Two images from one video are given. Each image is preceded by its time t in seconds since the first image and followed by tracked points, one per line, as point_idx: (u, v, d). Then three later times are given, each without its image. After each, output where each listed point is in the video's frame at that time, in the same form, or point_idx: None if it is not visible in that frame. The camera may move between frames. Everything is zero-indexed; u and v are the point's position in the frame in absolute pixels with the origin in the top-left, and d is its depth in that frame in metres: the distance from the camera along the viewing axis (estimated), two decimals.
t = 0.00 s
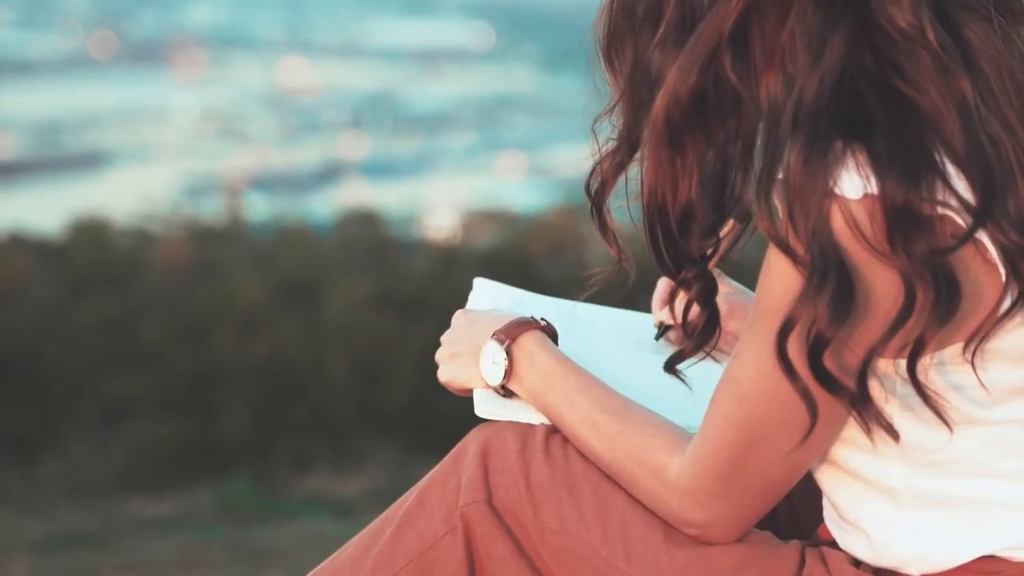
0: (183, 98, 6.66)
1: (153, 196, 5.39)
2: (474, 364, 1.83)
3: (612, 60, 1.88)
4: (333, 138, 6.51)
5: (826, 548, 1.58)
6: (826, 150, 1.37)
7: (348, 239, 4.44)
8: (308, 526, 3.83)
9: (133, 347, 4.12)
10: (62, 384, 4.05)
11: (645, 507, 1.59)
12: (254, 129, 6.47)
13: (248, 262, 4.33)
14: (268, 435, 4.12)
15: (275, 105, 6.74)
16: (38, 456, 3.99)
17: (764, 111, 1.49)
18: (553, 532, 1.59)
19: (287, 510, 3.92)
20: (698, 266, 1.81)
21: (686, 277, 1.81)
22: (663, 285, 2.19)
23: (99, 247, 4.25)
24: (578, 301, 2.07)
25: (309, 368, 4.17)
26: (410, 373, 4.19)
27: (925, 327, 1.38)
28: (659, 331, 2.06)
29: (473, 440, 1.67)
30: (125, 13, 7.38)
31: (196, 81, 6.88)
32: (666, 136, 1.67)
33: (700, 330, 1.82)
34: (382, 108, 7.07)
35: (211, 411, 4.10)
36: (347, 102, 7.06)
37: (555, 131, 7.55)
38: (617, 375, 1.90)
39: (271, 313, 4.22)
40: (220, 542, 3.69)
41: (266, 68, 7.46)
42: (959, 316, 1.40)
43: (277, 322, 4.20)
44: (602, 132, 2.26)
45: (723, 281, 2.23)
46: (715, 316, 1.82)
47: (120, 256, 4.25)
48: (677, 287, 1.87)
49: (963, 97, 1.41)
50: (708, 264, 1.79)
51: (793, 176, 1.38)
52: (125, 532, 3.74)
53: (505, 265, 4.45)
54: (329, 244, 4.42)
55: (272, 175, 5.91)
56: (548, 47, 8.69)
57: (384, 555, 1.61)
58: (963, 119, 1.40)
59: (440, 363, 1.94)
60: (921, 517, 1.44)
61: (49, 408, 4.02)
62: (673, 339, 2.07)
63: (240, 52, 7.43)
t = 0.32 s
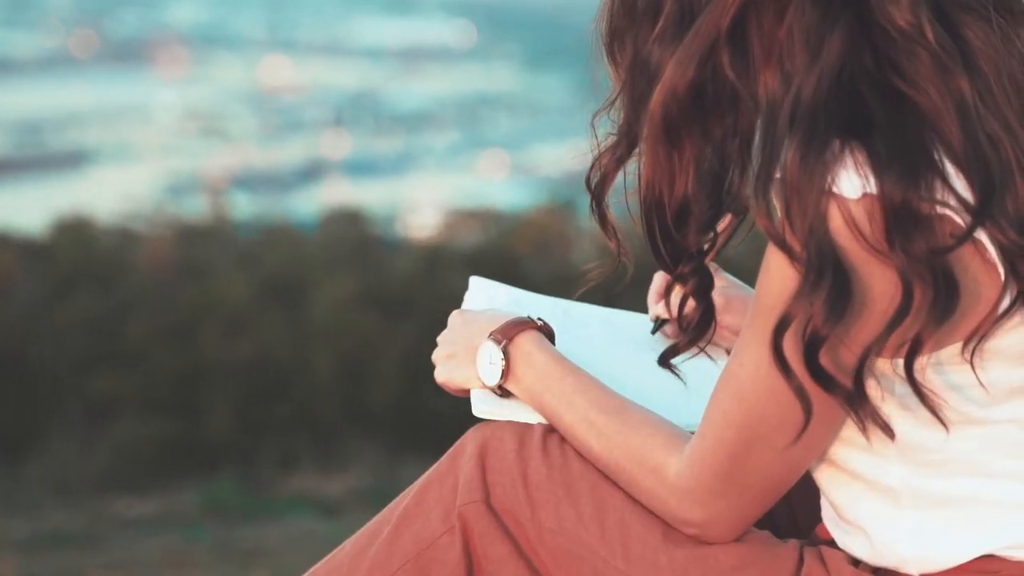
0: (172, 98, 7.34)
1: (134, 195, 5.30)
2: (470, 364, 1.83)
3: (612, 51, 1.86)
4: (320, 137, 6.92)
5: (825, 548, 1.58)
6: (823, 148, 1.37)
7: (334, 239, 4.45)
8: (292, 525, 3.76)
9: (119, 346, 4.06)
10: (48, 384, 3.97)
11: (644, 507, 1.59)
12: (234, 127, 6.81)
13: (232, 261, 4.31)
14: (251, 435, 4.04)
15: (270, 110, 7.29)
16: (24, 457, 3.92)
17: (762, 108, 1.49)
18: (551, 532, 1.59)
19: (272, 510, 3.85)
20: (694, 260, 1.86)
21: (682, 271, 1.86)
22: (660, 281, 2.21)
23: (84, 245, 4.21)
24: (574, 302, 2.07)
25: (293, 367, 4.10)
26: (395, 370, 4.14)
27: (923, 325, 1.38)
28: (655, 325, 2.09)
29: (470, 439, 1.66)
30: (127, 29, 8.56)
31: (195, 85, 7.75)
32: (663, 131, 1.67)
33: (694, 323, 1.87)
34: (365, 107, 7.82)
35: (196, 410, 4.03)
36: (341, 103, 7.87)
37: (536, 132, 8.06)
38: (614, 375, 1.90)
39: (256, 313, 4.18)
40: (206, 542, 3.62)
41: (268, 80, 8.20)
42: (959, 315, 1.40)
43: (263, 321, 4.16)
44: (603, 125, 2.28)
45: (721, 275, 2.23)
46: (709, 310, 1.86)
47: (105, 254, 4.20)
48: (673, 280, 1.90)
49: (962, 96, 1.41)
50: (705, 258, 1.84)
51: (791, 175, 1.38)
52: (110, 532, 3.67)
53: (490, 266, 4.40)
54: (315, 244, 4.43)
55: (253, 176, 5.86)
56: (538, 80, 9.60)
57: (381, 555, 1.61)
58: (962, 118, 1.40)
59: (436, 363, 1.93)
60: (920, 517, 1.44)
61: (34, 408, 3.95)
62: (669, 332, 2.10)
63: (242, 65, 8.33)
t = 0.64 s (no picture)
0: (153, 98, 6.16)
1: (116, 192, 5.11)
2: (465, 363, 1.82)
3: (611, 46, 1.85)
4: (298, 136, 6.17)
5: (820, 546, 1.58)
6: (818, 145, 1.37)
7: (318, 238, 4.28)
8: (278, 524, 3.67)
9: (104, 345, 3.94)
10: (32, 385, 3.86)
11: (640, 506, 1.59)
12: (218, 128, 6.00)
13: (217, 259, 4.16)
14: (235, 434, 3.93)
15: (241, 106, 6.29)
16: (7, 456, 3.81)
17: (758, 105, 1.49)
18: (546, 531, 1.58)
19: (257, 509, 3.75)
20: (690, 255, 1.86)
21: (678, 266, 1.87)
22: (651, 283, 2.22)
23: (67, 242, 4.04)
24: (567, 302, 2.07)
25: (279, 367, 3.99)
26: (382, 368, 4.04)
27: (919, 322, 1.38)
28: (645, 326, 2.10)
29: (465, 438, 1.65)
30: (109, 27, 6.70)
31: (168, 83, 6.37)
32: (658, 127, 1.68)
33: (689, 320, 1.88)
34: (348, 107, 6.65)
35: (181, 410, 3.92)
36: (312, 101, 6.67)
37: (519, 129, 7.05)
38: (609, 374, 1.89)
39: (243, 313, 4.04)
40: (191, 540, 3.54)
41: (242, 79, 6.69)
42: (955, 313, 1.40)
43: (248, 321, 4.03)
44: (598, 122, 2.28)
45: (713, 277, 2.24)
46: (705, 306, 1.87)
47: (89, 253, 4.04)
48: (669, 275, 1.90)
49: (959, 94, 1.41)
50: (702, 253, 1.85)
51: (786, 172, 1.38)
52: (94, 532, 3.58)
53: (476, 263, 4.30)
54: (298, 242, 4.27)
55: (235, 174, 5.54)
56: (516, 46, 8.12)
57: (376, 554, 1.60)
58: (958, 117, 1.40)
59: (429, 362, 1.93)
60: (916, 516, 1.44)
61: (18, 409, 3.84)
62: (659, 335, 2.11)
63: (223, 66, 6.71)
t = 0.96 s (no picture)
0: (128, 99, 6.46)
1: (92, 193, 5.08)
2: (457, 362, 1.82)
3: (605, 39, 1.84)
4: (272, 135, 6.42)
5: (813, 544, 1.58)
6: (808, 141, 1.37)
7: (297, 238, 4.31)
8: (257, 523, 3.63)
9: (84, 344, 3.91)
10: (12, 384, 3.84)
11: (633, 505, 1.59)
12: (193, 127, 6.18)
13: (198, 260, 4.18)
14: (217, 434, 3.91)
15: (214, 105, 6.50)
16: None
17: (748, 100, 1.49)
18: (539, 529, 1.58)
19: (238, 509, 3.71)
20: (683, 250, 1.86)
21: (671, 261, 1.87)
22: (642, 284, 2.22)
23: (47, 244, 4.01)
24: (558, 300, 2.07)
25: (260, 367, 3.97)
26: (361, 368, 4.01)
27: (912, 319, 1.38)
28: (639, 327, 2.09)
29: (457, 437, 1.65)
30: (81, 27, 7.31)
31: (145, 82, 6.72)
32: (650, 122, 1.68)
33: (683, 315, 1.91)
34: (323, 107, 7.11)
35: (162, 410, 3.90)
36: (283, 100, 7.06)
37: (493, 129, 7.64)
38: (602, 373, 1.89)
39: (223, 312, 4.02)
40: (173, 541, 3.49)
41: (216, 79, 7.00)
42: (947, 311, 1.40)
43: (228, 320, 4.00)
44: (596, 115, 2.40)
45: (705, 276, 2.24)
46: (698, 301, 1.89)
47: (69, 254, 4.02)
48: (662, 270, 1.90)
49: (949, 92, 1.41)
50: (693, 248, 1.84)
51: (776, 169, 1.38)
52: (74, 532, 3.55)
53: (458, 262, 4.32)
54: (278, 242, 4.30)
55: (211, 173, 5.57)
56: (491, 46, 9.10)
57: (368, 553, 1.59)
58: (950, 114, 1.39)
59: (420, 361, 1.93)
60: (909, 515, 1.45)
61: None
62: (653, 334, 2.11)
63: (197, 65, 7.11)
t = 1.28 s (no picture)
0: (104, 97, 6.45)
1: (65, 189, 5.10)
2: (451, 360, 1.81)
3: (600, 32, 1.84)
4: (248, 134, 6.45)
5: (807, 542, 1.58)
6: (801, 138, 1.36)
7: (278, 237, 4.32)
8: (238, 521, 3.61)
9: (62, 344, 3.87)
10: None
11: (627, 502, 1.59)
12: (169, 126, 6.26)
13: (177, 258, 4.17)
14: (198, 434, 3.89)
15: (194, 106, 6.56)
16: None
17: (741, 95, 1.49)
18: (533, 527, 1.57)
19: (221, 508, 3.68)
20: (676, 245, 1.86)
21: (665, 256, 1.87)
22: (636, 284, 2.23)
23: (26, 243, 4.00)
24: (553, 300, 2.06)
25: (240, 367, 3.95)
26: (343, 367, 4.00)
27: (905, 317, 1.37)
28: (637, 327, 2.09)
29: (451, 436, 1.65)
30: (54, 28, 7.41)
31: (118, 81, 6.72)
32: (643, 117, 1.68)
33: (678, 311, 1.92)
34: (298, 106, 7.17)
35: (142, 410, 3.86)
36: (257, 98, 7.12)
37: (468, 129, 7.45)
38: (598, 373, 1.89)
39: (204, 313, 3.99)
40: (154, 541, 3.46)
41: (195, 78, 7.16)
42: (940, 309, 1.40)
43: (209, 320, 3.98)
44: (585, 111, 2.57)
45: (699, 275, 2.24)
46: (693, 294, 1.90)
47: (48, 253, 4.00)
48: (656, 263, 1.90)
49: (943, 90, 1.40)
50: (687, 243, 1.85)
51: (767, 165, 1.38)
52: (53, 532, 3.52)
53: (438, 262, 4.30)
54: (257, 241, 4.30)
55: (187, 173, 5.55)
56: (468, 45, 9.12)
57: (361, 552, 1.58)
58: (944, 113, 1.39)
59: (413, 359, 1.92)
60: (904, 514, 1.45)
61: None
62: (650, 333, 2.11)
63: (174, 65, 7.25)
